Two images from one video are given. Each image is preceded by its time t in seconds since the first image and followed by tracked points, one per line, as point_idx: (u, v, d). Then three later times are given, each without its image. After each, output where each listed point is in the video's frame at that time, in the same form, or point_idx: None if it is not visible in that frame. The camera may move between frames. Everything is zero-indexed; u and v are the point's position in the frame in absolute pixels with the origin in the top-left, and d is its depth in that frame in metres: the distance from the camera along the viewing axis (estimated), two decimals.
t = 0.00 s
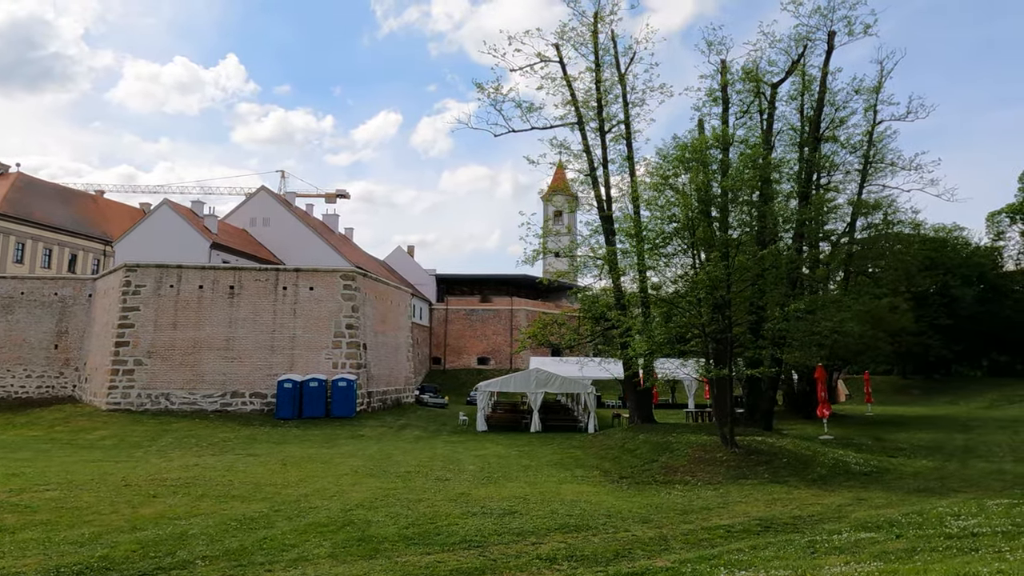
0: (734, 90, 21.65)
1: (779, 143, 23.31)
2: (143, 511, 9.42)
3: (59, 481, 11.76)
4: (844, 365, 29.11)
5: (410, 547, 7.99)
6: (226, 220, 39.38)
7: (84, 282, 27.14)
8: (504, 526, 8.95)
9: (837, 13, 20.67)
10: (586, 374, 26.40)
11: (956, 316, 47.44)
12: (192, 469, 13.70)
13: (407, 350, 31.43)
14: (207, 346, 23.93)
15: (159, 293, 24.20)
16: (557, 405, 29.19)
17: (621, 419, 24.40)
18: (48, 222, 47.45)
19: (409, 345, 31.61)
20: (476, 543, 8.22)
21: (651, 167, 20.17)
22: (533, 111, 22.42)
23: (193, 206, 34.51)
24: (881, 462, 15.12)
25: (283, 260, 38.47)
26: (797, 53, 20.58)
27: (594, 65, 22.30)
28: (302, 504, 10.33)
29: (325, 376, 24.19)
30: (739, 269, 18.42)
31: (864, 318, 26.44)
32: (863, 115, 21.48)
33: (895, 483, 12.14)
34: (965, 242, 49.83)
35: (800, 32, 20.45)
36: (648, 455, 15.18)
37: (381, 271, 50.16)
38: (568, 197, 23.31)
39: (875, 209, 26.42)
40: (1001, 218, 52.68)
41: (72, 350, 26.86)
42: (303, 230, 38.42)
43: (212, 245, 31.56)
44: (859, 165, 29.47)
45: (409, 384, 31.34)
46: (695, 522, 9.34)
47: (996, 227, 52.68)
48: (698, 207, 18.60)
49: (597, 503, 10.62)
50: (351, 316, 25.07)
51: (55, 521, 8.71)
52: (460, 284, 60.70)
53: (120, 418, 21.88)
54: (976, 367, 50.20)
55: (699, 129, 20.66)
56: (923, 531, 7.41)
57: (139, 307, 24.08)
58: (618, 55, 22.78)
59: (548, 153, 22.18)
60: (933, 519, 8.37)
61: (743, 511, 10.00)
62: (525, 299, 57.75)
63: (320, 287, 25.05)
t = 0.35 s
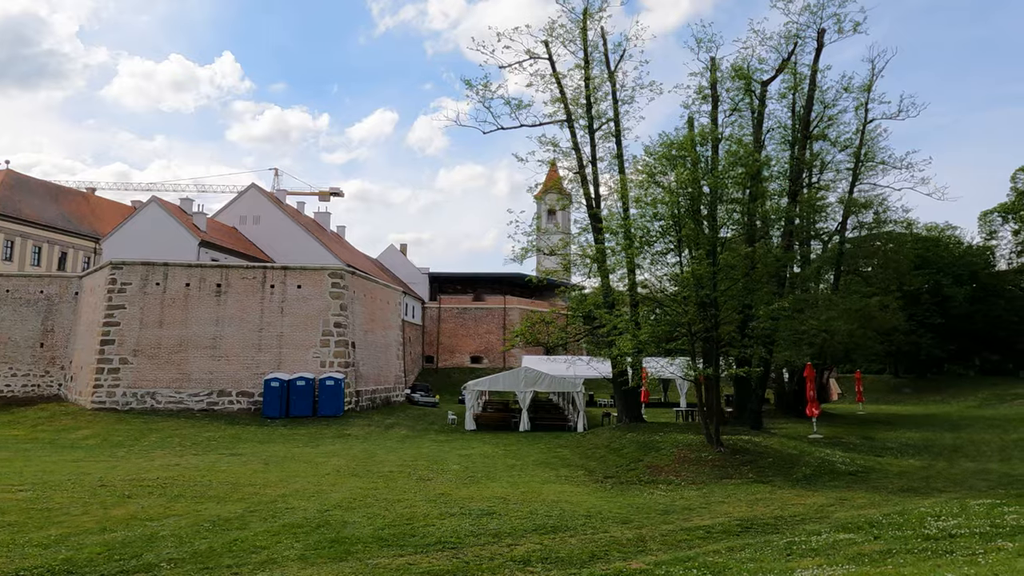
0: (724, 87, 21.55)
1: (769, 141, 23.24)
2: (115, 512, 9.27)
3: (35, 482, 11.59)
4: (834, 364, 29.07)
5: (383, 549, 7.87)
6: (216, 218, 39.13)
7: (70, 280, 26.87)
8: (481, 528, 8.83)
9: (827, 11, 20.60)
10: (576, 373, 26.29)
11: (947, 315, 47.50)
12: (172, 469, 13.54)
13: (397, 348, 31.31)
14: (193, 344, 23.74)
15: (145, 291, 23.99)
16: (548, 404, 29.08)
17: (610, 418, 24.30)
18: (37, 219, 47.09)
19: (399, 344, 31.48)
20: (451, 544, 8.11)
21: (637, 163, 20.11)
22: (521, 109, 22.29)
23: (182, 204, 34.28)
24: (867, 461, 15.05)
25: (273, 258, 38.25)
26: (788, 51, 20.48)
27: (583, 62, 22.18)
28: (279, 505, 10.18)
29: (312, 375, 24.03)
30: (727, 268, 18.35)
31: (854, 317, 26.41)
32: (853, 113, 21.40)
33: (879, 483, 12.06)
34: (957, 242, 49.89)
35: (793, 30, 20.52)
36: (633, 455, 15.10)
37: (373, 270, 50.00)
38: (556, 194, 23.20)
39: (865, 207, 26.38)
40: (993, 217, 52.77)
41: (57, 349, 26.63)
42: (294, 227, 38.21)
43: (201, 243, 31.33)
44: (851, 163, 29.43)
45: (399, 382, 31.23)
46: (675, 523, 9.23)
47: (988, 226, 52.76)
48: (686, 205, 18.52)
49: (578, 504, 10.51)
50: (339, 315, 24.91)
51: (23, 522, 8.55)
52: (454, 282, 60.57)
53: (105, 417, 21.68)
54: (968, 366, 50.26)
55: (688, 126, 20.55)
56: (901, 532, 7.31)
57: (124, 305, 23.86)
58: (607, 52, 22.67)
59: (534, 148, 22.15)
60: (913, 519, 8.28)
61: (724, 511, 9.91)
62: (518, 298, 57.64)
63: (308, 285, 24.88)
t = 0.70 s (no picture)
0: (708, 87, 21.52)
1: (754, 141, 23.27)
2: (79, 515, 9.07)
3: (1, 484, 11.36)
4: (820, 364, 29.11)
5: (349, 553, 7.71)
6: (201, 216, 38.82)
7: (49, 279, 26.51)
8: (452, 531, 8.69)
9: (811, 11, 20.60)
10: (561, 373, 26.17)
11: (933, 316, 47.74)
12: (145, 471, 13.32)
13: (382, 348, 31.15)
14: (174, 344, 23.47)
15: (124, 290, 23.70)
16: (534, 404, 28.96)
17: (595, 418, 24.20)
18: (20, 217, 46.57)
19: (384, 343, 31.32)
20: (420, 548, 7.96)
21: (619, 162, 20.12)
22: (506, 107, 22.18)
23: (165, 201, 33.94)
24: (848, 462, 15.02)
25: (259, 257, 37.95)
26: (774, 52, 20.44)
27: (568, 61, 22.07)
28: (249, 508, 9.99)
29: (295, 374, 23.80)
30: (709, 268, 18.27)
31: (838, 317, 26.45)
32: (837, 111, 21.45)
33: (858, 484, 12.00)
34: (943, 243, 50.15)
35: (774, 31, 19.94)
36: (614, 456, 15.02)
37: (361, 269, 49.75)
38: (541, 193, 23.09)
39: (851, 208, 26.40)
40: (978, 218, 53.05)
41: (36, 348, 26.27)
42: (280, 225, 37.91)
43: (184, 241, 31.01)
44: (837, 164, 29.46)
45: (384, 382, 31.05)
46: (651, 525, 9.12)
47: (974, 227, 53.03)
48: (670, 205, 18.44)
49: (554, 506, 10.39)
50: (323, 314, 24.69)
51: None
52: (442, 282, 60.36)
53: (83, 417, 21.39)
54: (955, 366, 50.49)
55: (673, 126, 20.49)
56: (873, 535, 7.23)
57: (103, 304, 23.56)
58: (592, 51, 22.57)
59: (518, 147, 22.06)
60: (887, 522, 8.20)
61: (700, 513, 9.81)
62: (506, 297, 57.49)
63: (290, 284, 24.64)
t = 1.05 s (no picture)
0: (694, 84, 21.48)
1: (739, 138, 23.26)
2: (43, 516, 8.88)
3: None
4: (805, 362, 29.17)
5: (316, 555, 7.56)
6: (185, 214, 38.45)
7: (28, 276, 26.13)
8: (424, 531, 8.54)
9: (795, 7, 20.59)
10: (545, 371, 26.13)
11: (920, 314, 47.97)
12: (118, 471, 13.09)
13: (368, 346, 30.96)
14: (154, 342, 23.19)
15: (104, 287, 23.39)
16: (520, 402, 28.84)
17: (580, 416, 24.13)
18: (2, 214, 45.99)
19: (370, 341, 31.14)
20: (389, 549, 7.81)
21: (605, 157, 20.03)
22: (490, 104, 22.03)
23: (148, 198, 33.55)
24: (829, 461, 14.97)
25: (244, 254, 37.63)
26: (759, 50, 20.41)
27: (552, 57, 21.95)
28: (219, 508, 9.80)
29: (277, 373, 23.57)
30: (692, 266, 18.16)
31: (823, 315, 26.52)
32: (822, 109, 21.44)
33: (838, 482, 11.93)
34: (930, 242, 50.39)
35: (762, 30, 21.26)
36: (596, 454, 14.92)
37: (349, 267, 49.51)
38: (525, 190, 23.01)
39: (836, 207, 26.48)
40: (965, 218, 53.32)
41: (15, 346, 25.90)
42: (265, 222, 37.61)
43: (167, 237, 30.66)
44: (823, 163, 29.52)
45: (370, 380, 30.86)
46: (626, 525, 9.01)
47: (960, 227, 53.31)
48: (654, 202, 18.34)
49: (531, 505, 10.25)
50: (306, 312, 24.47)
51: None
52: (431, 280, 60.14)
53: (60, 416, 21.10)
54: (941, 365, 50.76)
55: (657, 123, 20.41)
56: (847, 535, 7.15)
57: (82, 301, 23.25)
58: (578, 47, 22.46)
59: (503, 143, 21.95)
60: (863, 521, 8.11)
61: (677, 512, 9.71)
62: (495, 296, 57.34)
63: (273, 282, 24.38)
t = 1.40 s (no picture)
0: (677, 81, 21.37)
1: (722, 136, 23.24)
2: (2, 518, 8.66)
3: None
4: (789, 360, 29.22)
5: (280, 556, 7.41)
6: (167, 210, 37.99)
7: (4, 272, 25.73)
8: (393, 531, 8.41)
9: (778, 5, 20.58)
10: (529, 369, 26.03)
11: (904, 313, 48.24)
12: (87, 470, 12.85)
13: (351, 345, 30.73)
14: (132, 339, 22.88)
15: (81, 284, 23.05)
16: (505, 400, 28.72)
17: (563, 414, 24.04)
18: None
19: (353, 339, 30.94)
20: (355, 550, 7.67)
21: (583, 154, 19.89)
22: (473, 100, 21.86)
23: (129, 194, 33.15)
24: (808, 459, 14.96)
25: (227, 251, 37.26)
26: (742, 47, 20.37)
27: (536, 53, 21.81)
28: (187, 508, 9.62)
29: (257, 371, 23.32)
30: (673, 264, 18.09)
31: (806, 313, 26.57)
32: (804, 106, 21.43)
33: (815, 481, 11.89)
34: (915, 241, 50.69)
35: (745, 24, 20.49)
36: (575, 453, 14.82)
37: (334, 264, 49.21)
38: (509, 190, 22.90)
39: (820, 207, 26.58)
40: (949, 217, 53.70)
41: None
42: (249, 219, 37.26)
43: (147, 234, 30.29)
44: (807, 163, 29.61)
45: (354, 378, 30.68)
46: (599, 525, 8.92)
47: (945, 226, 53.68)
48: (637, 199, 18.24)
49: (505, 505, 10.13)
50: (288, 309, 24.24)
51: None
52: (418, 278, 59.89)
53: (35, 415, 20.77)
54: (925, 363, 51.08)
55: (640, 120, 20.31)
56: (818, 534, 7.09)
57: (58, 298, 22.91)
58: (562, 44, 22.34)
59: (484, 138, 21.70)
60: (835, 520, 8.05)
61: (651, 512, 9.63)
62: (483, 294, 57.18)
63: (254, 279, 24.14)
